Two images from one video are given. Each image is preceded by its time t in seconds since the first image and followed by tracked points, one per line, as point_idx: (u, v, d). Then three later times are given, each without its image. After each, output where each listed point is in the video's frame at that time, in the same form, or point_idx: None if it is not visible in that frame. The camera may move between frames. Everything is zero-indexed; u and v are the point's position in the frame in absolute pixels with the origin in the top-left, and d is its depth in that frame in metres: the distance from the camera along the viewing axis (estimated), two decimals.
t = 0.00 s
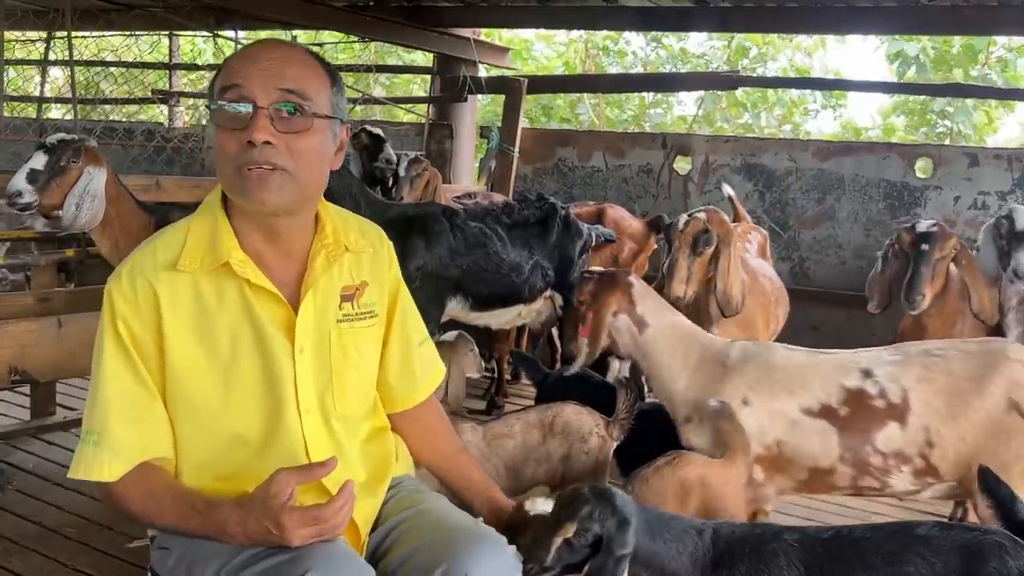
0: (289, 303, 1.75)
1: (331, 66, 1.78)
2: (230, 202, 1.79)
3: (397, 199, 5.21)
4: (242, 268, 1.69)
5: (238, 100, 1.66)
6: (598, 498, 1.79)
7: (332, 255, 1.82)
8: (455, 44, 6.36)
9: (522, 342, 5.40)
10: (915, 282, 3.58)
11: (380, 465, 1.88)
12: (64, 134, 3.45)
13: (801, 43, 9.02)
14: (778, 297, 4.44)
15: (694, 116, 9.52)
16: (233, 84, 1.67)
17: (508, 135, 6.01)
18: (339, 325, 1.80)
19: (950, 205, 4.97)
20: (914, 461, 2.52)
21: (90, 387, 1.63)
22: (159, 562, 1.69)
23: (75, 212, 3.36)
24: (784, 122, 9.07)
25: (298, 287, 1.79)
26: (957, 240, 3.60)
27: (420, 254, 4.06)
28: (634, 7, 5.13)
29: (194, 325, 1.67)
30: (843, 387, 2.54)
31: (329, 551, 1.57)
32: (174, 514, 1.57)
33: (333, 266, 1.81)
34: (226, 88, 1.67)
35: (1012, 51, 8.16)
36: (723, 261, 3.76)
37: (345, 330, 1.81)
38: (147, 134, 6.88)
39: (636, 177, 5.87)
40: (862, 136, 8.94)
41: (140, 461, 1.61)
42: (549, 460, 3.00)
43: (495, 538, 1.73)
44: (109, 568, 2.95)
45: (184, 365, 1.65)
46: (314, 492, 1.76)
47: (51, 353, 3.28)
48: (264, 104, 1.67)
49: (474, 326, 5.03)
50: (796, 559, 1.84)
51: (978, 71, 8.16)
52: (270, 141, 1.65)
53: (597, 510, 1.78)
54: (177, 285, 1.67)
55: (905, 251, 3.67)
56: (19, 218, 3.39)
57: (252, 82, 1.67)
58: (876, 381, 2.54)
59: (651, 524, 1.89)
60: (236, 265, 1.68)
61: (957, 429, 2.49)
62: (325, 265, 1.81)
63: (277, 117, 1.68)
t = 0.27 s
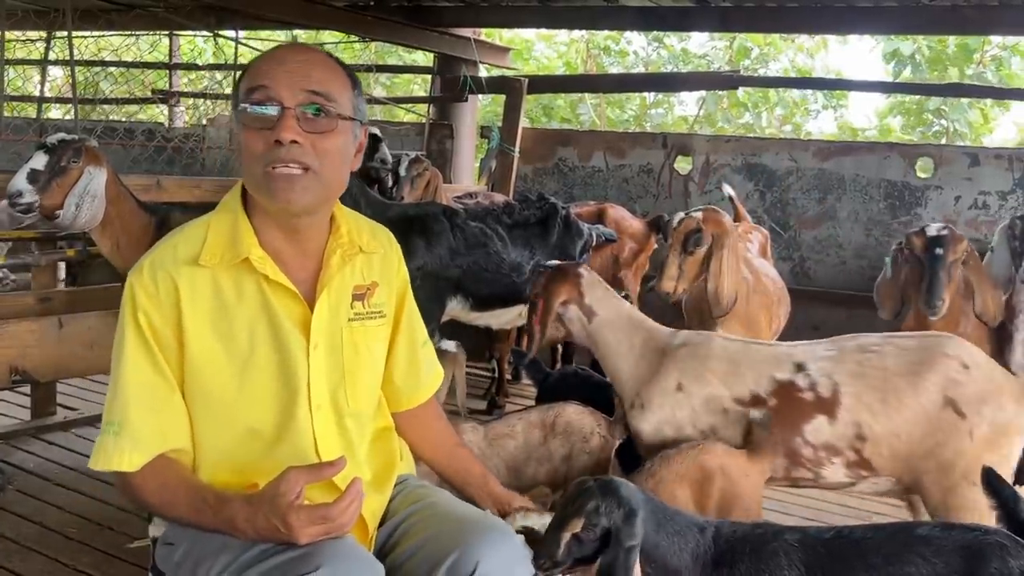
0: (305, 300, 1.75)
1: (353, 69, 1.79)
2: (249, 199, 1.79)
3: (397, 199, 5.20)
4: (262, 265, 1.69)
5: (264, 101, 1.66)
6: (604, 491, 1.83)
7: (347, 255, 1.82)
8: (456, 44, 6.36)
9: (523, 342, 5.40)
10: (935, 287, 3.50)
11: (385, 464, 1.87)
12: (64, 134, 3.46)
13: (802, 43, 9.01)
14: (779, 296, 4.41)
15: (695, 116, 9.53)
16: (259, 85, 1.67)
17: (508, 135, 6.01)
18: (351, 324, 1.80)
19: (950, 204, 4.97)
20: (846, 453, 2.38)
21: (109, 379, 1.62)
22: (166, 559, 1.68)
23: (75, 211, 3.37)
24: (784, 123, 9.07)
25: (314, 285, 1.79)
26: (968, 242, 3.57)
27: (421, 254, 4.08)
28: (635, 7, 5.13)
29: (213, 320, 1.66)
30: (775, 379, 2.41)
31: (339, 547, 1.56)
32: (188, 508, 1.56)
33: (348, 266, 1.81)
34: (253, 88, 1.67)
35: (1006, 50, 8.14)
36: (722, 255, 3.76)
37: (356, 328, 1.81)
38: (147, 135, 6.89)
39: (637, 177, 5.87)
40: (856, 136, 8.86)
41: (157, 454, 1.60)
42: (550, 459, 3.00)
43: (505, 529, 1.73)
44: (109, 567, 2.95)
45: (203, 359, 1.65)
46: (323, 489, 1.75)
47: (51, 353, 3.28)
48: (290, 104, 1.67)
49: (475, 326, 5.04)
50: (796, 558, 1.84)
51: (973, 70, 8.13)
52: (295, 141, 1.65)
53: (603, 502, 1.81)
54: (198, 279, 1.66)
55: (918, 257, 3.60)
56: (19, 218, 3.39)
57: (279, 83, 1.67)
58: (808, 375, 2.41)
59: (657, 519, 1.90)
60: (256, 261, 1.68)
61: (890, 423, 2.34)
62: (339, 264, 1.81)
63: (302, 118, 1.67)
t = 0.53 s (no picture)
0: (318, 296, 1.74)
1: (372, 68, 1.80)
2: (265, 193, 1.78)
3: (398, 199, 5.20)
4: (279, 259, 1.68)
5: (288, 94, 1.66)
6: (608, 491, 1.84)
7: (360, 253, 1.81)
8: (457, 44, 6.36)
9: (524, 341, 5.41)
10: (959, 288, 3.53)
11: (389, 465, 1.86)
12: (66, 133, 3.45)
13: (804, 44, 9.01)
14: (782, 297, 4.40)
15: (696, 116, 9.54)
16: (284, 79, 1.66)
17: (509, 135, 6.00)
18: (361, 322, 1.80)
19: (951, 204, 4.96)
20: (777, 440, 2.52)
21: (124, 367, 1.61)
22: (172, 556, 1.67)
23: (77, 211, 3.37)
24: (785, 123, 9.07)
25: (327, 282, 1.78)
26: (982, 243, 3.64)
27: (422, 254, 4.09)
28: (636, 7, 5.12)
29: (228, 312, 1.65)
30: (714, 365, 2.61)
31: (353, 547, 1.54)
32: (199, 503, 1.53)
33: (361, 264, 1.81)
34: (277, 82, 1.67)
35: (1004, 50, 8.13)
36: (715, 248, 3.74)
37: (366, 327, 1.81)
38: (148, 135, 6.90)
39: (638, 177, 5.87)
40: (858, 137, 8.91)
41: (168, 444, 1.58)
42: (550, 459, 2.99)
43: (513, 524, 1.75)
44: (110, 568, 2.95)
45: (217, 350, 1.64)
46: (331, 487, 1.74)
47: (52, 353, 3.27)
48: (314, 100, 1.66)
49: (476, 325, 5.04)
50: (800, 558, 1.84)
51: (971, 70, 8.12)
52: (318, 136, 1.65)
53: (607, 502, 1.82)
54: (214, 271, 1.65)
55: (935, 261, 3.62)
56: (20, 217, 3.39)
57: (303, 78, 1.67)
58: (743, 363, 2.58)
59: (660, 519, 1.91)
60: (273, 255, 1.68)
61: (817, 412, 2.46)
62: (352, 262, 1.80)
63: (325, 114, 1.67)
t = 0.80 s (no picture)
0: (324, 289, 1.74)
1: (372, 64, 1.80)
2: (266, 190, 1.78)
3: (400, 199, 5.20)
4: (286, 252, 1.68)
5: (294, 91, 1.65)
6: (611, 492, 1.84)
7: (362, 245, 1.82)
8: (458, 44, 6.36)
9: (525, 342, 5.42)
10: (968, 288, 3.53)
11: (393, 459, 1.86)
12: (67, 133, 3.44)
13: (805, 44, 9.00)
14: (785, 297, 4.39)
15: (697, 116, 9.54)
16: (288, 76, 1.66)
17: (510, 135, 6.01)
18: (366, 314, 1.80)
19: (954, 205, 4.96)
20: (687, 407, 2.79)
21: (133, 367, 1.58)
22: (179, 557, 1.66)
23: (80, 211, 3.37)
24: (787, 123, 9.07)
25: (331, 275, 1.78)
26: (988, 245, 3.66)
27: (424, 254, 4.09)
28: (638, 7, 5.12)
29: (236, 308, 1.64)
30: (643, 339, 2.89)
31: (369, 548, 1.54)
32: (212, 505, 1.51)
33: (363, 256, 1.81)
34: (281, 79, 1.66)
35: (1008, 51, 8.12)
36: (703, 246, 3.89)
37: (371, 318, 1.81)
38: (149, 134, 6.90)
39: (639, 177, 5.87)
40: (859, 137, 8.87)
41: (180, 443, 1.56)
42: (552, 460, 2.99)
43: (520, 516, 1.74)
44: (112, 568, 2.95)
45: (227, 346, 1.63)
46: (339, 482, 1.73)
47: (53, 353, 3.26)
48: (320, 96, 1.66)
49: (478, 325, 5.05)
50: (805, 558, 1.83)
51: (975, 71, 8.11)
52: (327, 131, 1.65)
53: (610, 502, 1.83)
54: (222, 267, 1.64)
55: (943, 262, 3.63)
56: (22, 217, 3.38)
57: (309, 74, 1.67)
58: (668, 336, 2.86)
59: (665, 519, 1.91)
60: (281, 248, 1.68)
61: (724, 380, 2.72)
62: (355, 254, 1.81)
63: (332, 110, 1.67)
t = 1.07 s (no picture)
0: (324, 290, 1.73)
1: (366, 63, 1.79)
2: (265, 192, 1.77)
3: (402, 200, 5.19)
4: (285, 254, 1.67)
5: (288, 93, 1.65)
6: (619, 484, 1.85)
7: (363, 245, 1.81)
8: (459, 44, 6.35)
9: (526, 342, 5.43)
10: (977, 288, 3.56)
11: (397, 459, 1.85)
12: (68, 133, 3.43)
13: (805, 44, 8.99)
14: (787, 297, 4.39)
15: (697, 116, 9.54)
16: (281, 78, 1.66)
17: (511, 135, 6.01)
18: (367, 313, 1.79)
19: (956, 204, 4.96)
20: (618, 397, 2.89)
21: (133, 371, 1.58)
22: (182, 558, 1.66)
23: (82, 212, 3.37)
24: (787, 123, 9.07)
25: (331, 275, 1.77)
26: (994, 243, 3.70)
27: (426, 255, 4.08)
28: (639, 6, 5.11)
29: (236, 309, 1.64)
30: (584, 330, 2.99)
31: (370, 547, 1.53)
32: (213, 506, 1.53)
33: (364, 255, 1.80)
34: (273, 82, 1.66)
35: (1015, 52, 8.16)
36: (694, 252, 3.85)
37: (373, 318, 1.79)
38: (150, 134, 6.89)
39: (640, 177, 5.87)
40: (862, 136, 8.89)
41: (180, 446, 1.57)
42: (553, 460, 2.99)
43: (523, 514, 1.73)
44: (115, 568, 2.95)
45: (227, 348, 1.62)
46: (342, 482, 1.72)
47: (55, 353, 3.26)
48: (314, 98, 1.66)
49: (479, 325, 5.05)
50: (810, 558, 1.83)
51: (980, 71, 8.14)
52: (321, 133, 1.64)
53: (616, 493, 1.83)
54: (220, 269, 1.63)
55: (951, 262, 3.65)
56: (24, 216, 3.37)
57: (301, 76, 1.66)
58: (607, 329, 2.94)
59: (671, 518, 1.92)
60: (279, 250, 1.66)
61: (648, 375, 2.82)
62: (356, 253, 1.80)
63: (325, 111, 1.66)
